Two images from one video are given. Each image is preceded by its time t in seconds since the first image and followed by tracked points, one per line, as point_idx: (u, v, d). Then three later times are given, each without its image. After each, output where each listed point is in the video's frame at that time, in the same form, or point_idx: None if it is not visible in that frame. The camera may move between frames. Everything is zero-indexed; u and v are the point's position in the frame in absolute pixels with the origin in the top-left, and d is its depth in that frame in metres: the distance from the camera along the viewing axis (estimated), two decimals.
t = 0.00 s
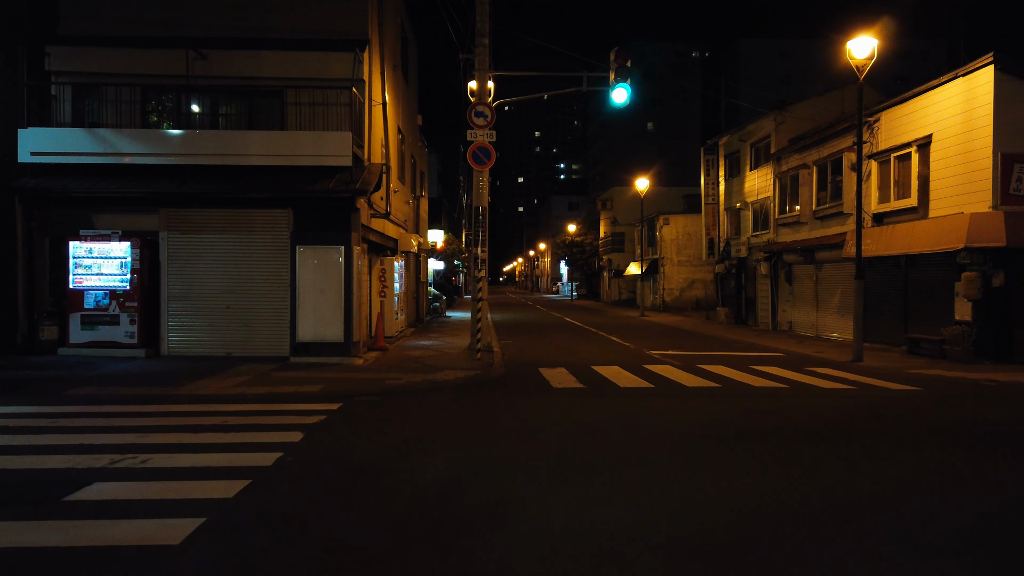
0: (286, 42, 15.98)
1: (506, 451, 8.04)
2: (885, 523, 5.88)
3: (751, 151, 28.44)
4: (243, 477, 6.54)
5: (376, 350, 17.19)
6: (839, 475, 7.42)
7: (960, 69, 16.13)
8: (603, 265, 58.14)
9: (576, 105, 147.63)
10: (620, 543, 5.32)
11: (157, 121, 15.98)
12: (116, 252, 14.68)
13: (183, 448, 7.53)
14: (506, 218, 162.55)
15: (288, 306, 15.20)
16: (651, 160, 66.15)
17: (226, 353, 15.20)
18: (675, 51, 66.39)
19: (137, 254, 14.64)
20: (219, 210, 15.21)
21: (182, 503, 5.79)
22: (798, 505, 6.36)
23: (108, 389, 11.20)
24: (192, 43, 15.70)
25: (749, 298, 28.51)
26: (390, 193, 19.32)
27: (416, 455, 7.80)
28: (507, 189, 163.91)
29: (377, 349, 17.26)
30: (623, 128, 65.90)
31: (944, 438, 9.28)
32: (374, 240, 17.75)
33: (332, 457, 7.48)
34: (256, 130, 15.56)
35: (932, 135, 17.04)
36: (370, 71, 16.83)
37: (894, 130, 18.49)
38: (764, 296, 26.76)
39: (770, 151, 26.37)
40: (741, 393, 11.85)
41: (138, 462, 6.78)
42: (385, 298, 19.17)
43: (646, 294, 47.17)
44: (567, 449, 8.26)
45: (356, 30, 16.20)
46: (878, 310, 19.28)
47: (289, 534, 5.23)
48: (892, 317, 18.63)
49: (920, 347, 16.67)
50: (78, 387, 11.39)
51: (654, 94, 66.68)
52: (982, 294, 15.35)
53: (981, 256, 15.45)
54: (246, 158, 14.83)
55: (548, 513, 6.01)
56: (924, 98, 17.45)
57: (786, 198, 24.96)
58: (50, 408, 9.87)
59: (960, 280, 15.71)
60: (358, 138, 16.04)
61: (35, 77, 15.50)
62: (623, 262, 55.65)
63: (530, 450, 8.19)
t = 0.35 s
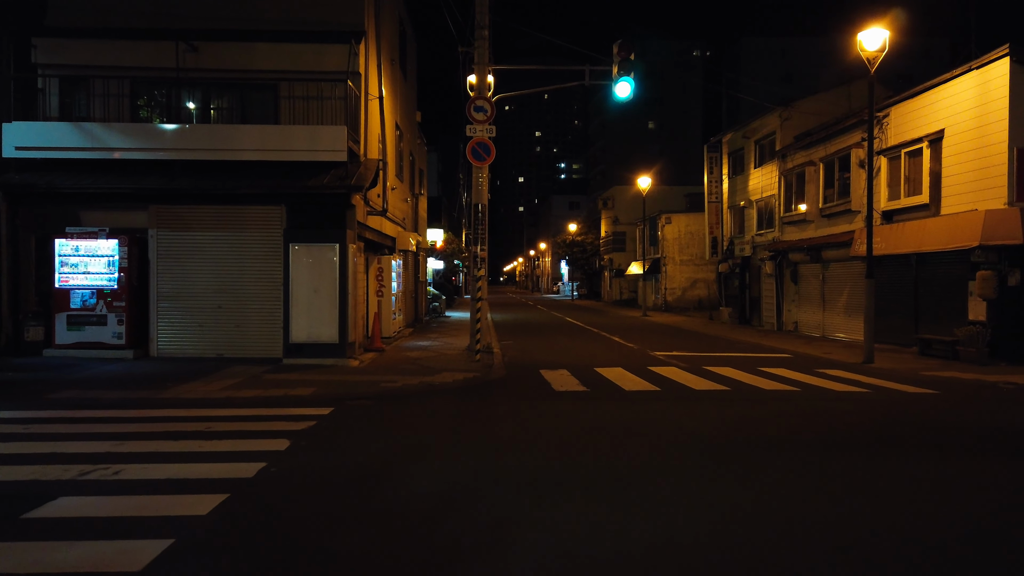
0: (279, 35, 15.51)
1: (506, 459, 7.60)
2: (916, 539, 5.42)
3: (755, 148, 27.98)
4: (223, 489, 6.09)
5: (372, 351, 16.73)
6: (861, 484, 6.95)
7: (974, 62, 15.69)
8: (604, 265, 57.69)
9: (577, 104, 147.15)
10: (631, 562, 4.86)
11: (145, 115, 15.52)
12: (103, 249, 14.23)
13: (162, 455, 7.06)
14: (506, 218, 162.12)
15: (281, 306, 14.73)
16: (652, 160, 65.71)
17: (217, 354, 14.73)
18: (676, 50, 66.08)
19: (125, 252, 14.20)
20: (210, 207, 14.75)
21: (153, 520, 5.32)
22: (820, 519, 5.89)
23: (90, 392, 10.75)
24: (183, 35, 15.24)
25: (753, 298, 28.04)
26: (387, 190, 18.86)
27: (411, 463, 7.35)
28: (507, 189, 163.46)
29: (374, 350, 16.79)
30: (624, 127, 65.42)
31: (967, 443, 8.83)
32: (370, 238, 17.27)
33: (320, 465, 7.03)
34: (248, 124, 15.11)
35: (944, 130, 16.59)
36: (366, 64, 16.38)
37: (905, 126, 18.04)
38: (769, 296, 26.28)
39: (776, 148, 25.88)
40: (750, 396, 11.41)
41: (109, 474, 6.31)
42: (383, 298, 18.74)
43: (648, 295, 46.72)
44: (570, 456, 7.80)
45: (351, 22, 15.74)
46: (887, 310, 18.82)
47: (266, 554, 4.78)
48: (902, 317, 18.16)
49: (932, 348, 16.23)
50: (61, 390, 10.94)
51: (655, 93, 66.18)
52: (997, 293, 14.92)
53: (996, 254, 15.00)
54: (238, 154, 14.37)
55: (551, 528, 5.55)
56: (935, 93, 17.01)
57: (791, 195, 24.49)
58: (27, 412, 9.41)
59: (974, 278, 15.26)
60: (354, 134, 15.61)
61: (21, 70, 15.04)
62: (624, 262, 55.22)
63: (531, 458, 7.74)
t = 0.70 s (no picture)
0: (273, 28, 15.04)
1: (507, 472, 7.14)
2: (954, 562, 4.96)
3: (761, 146, 27.48)
4: (201, 508, 5.63)
5: (370, 354, 16.27)
6: (891, 498, 6.47)
7: (990, 55, 15.21)
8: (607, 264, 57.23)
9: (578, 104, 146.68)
10: None
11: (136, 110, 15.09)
12: (91, 249, 13.80)
13: (139, 469, 6.62)
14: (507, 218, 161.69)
15: (275, 308, 14.29)
16: (655, 159, 65.23)
17: (209, 357, 14.29)
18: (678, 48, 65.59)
19: (114, 252, 13.76)
20: (202, 206, 14.30)
21: (120, 543, 4.88)
22: (853, 539, 5.41)
23: (73, 399, 10.32)
24: (174, 28, 14.79)
25: (759, 298, 27.57)
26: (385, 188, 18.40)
27: (406, 476, 6.89)
28: (508, 189, 163.01)
29: (371, 353, 16.34)
30: (626, 126, 64.94)
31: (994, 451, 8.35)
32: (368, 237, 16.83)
33: (308, 479, 6.58)
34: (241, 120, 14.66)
35: (959, 126, 16.11)
36: (363, 59, 15.91)
37: (917, 122, 17.55)
38: (775, 296, 25.80)
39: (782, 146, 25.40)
40: (762, 402, 10.95)
41: (79, 491, 5.86)
42: (381, 299, 18.28)
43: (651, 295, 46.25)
44: (578, 467, 7.34)
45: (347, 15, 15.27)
46: (899, 311, 18.34)
47: None
48: (915, 318, 17.69)
49: (946, 350, 15.76)
50: (43, 396, 10.49)
51: (658, 92, 65.66)
52: (1015, 293, 14.44)
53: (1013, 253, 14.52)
54: (230, 150, 13.92)
55: (562, 551, 5.07)
56: (948, 87, 16.56)
57: (798, 194, 24.00)
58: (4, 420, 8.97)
59: (991, 278, 14.79)
60: (350, 130, 15.15)
61: (7, 64, 14.61)
62: (627, 262, 54.78)
63: (534, 470, 7.28)
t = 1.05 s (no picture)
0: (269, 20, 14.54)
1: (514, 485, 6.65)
2: None
3: (769, 144, 26.96)
4: (179, 530, 5.14)
5: (369, 357, 15.78)
6: (929, 513, 5.98)
7: (1010, 48, 14.70)
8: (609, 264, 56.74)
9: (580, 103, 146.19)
10: None
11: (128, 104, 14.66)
12: (80, 248, 13.32)
13: (116, 485, 6.12)
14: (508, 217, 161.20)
15: (271, 309, 13.81)
16: (658, 158, 64.72)
17: (203, 360, 13.81)
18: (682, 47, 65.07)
19: (104, 251, 13.29)
20: (195, 204, 13.82)
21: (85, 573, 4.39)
22: (895, 561, 4.92)
23: (57, 405, 9.83)
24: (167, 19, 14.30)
25: (766, 299, 27.06)
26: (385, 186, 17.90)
27: (404, 490, 6.41)
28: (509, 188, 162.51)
29: (371, 356, 15.85)
30: (629, 125, 64.41)
31: None
32: (367, 236, 16.33)
33: (298, 495, 6.09)
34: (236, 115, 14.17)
35: (977, 122, 15.59)
36: (363, 51, 15.41)
37: (933, 118, 17.04)
38: (783, 297, 25.29)
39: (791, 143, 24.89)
40: (779, 409, 10.45)
41: (47, 513, 5.38)
42: (381, 299, 17.79)
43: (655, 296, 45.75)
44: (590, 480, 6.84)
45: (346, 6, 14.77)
46: (913, 312, 17.83)
47: None
48: (930, 319, 17.19)
49: (964, 353, 15.26)
50: (25, 402, 10.02)
51: (661, 91, 65.15)
52: None
53: None
54: (224, 146, 13.43)
55: None
56: (965, 82, 16.05)
57: (808, 192, 23.49)
58: None
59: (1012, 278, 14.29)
60: (349, 125, 14.66)
61: None
62: (629, 261, 54.30)
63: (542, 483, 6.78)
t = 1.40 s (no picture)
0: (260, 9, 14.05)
1: (510, 493, 6.17)
2: None
3: (773, 140, 26.45)
4: (140, 550, 4.66)
5: (363, 358, 15.27)
6: (960, 522, 5.50)
7: None
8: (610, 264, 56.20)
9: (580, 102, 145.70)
10: None
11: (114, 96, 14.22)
12: (62, 244, 12.86)
13: (76, 498, 5.64)
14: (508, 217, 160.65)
15: (262, 308, 13.33)
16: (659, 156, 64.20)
17: (190, 361, 13.32)
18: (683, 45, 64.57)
19: (87, 248, 12.81)
20: (183, 199, 13.33)
21: None
22: None
23: (31, 408, 9.35)
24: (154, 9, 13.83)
25: (771, 298, 26.54)
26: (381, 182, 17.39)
27: (391, 499, 5.93)
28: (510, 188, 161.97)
29: (365, 357, 15.35)
30: (630, 124, 63.90)
31: None
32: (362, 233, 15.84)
33: (275, 506, 5.60)
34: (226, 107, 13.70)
35: (991, 114, 15.07)
36: (357, 42, 14.91)
37: (945, 111, 16.52)
38: (788, 296, 24.78)
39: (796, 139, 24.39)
40: (790, 412, 9.95)
41: None
42: (376, 298, 17.29)
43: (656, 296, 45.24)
44: (592, 487, 6.36)
45: None
46: (924, 311, 17.33)
47: None
48: (942, 319, 16.69)
49: (978, 353, 14.75)
50: None
51: (662, 89, 64.67)
52: None
53: None
54: (212, 138, 12.95)
55: None
56: (979, 74, 15.54)
57: (814, 189, 22.98)
58: None
59: None
60: (342, 118, 14.16)
61: None
62: (630, 261, 53.78)
63: (539, 491, 6.30)
